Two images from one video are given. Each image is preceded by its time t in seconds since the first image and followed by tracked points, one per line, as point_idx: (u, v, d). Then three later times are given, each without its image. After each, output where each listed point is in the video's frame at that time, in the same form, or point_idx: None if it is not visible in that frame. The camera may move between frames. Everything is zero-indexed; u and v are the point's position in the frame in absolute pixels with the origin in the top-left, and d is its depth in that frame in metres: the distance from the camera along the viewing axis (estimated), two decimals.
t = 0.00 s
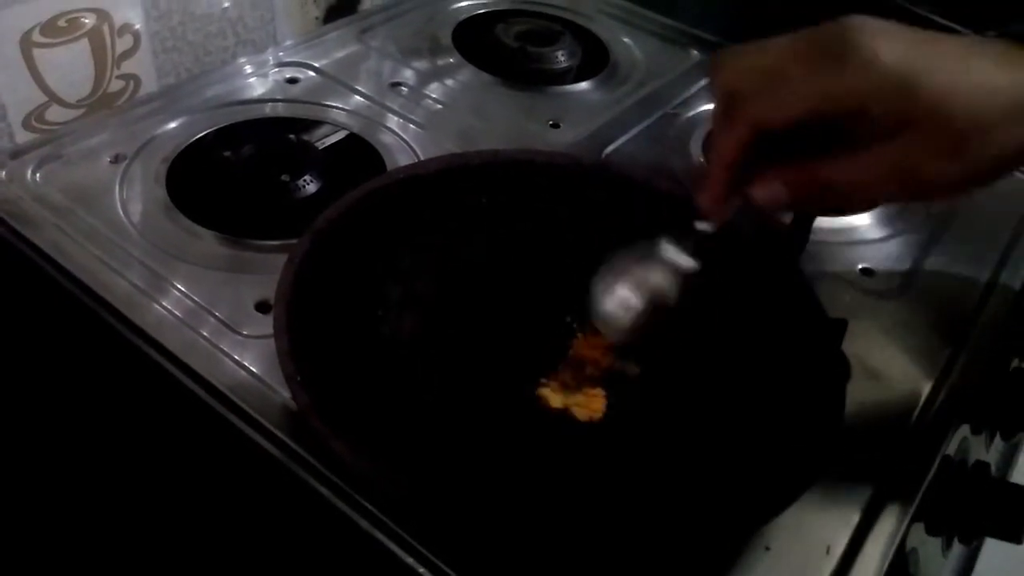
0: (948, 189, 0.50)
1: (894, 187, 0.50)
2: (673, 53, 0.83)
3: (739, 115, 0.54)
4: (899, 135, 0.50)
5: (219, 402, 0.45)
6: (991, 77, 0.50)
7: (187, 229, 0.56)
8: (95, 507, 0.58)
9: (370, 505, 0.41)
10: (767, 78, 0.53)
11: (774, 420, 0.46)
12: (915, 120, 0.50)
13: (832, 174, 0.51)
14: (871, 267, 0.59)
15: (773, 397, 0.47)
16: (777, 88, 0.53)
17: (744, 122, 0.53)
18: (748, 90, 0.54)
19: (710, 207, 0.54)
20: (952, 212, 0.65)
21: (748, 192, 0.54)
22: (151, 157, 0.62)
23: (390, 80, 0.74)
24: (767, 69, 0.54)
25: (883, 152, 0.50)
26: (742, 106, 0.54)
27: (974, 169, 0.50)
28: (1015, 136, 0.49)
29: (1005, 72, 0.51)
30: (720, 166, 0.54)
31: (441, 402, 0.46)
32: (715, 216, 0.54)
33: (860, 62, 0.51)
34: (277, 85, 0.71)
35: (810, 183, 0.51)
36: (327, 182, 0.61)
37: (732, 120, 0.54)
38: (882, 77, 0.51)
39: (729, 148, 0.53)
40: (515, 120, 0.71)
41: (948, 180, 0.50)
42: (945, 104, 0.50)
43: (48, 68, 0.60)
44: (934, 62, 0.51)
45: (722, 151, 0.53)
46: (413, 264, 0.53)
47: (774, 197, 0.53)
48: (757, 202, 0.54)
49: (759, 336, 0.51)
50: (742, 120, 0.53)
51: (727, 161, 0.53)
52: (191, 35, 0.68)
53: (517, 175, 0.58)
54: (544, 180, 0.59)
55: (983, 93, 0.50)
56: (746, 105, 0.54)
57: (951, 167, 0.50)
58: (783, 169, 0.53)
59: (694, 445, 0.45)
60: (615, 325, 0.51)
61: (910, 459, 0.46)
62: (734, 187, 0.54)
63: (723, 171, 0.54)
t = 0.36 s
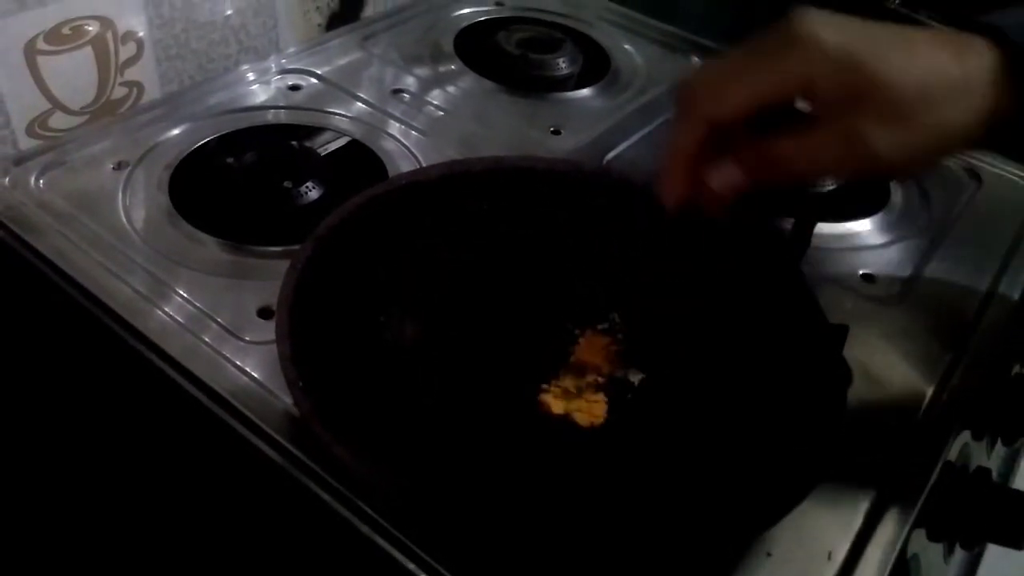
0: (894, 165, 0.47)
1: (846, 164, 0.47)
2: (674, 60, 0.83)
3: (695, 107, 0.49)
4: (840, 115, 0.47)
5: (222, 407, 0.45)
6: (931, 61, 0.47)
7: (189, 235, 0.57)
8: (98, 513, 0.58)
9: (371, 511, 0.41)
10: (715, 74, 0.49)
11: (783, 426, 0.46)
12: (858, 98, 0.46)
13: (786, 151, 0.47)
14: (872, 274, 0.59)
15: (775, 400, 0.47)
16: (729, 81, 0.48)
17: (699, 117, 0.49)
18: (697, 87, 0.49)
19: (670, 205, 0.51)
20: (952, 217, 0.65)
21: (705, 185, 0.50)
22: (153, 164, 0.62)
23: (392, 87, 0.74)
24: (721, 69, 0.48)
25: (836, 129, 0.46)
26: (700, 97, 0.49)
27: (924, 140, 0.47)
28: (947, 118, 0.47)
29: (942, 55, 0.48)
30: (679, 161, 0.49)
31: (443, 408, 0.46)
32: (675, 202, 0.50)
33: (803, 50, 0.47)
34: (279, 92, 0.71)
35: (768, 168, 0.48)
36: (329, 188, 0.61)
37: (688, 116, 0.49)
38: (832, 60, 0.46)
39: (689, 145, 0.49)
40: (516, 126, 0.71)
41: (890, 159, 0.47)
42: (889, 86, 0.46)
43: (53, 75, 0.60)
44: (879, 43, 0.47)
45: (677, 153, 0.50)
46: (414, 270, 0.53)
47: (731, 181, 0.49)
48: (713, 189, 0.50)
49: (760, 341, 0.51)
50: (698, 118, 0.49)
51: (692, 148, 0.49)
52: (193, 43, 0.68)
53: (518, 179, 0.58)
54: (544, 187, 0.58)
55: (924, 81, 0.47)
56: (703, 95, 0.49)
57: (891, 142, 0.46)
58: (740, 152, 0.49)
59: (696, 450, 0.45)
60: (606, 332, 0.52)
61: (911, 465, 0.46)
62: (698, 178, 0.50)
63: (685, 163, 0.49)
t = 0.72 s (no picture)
0: (795, 181, 0.48)
1: (748, 176, 0.47)
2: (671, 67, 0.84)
3: (598, 124, 0.50)
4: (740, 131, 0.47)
5: (219, 416, 0.45)
6: (831, 80, 0.47)
7: (186, 243, 0.57)
8: (95, 520, 0.58)
9: (367, 518, 0.41)
10: (621, 92, 0.50)
11: (782, 430, 0.46)
12: (758, 113, 0.47)
13: (694, 167, 0.47)
14: (869, 280, 0.59)
15: (773, 407, 0.47)
16: (630, 99, 0.49)
17: (602, 131, 0.50)
18: (603, 105, 0.51)
19: (587, 219, 0.51)
20: (949, 224, 0.65)
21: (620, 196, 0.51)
22: (151, 171, 0.62)
23: (390, 95, 0.74)
24: (624, 89, 0.50)
25: (734, 144, 0.47)
26: (604, 115, 0.50)
27: (822, 156, 0.47)
28: (851, 132, 0.47)
29: (845, 72, 0.48)
30: (592, 177, 0.50)
31: (443, 415, 0.46)
32: (590, 218, 0.51)
33: (695, 69, 0.48)
34: (277, 99, 0.72)
35: (673, 181, 0.48)
36: (326, 196, 0.61)
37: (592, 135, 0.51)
38: (724, 79, 0.48)
39: (597, 163, 0.50)
40: (514, 133, 0.71)
41: (789, 175, 0.47)
42: (785, 104, 0.47)
43: (50, 83, 0.60)
44: (775, 60, 0.48)
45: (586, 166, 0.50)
46: (412, 279, 0.53)
47: (642, 196, 0.49)
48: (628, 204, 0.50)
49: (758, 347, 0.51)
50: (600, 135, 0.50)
51: (603, 164, 0.50)
52: (191, 51, 0.68)
53: (518, 188, 0.58)
54: (542, 194, 0.58)
55: (823, 95, 0.47)
56: (607, 114, 0.50)
57: (788, 159, 0.47)
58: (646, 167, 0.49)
59: (695, 458, 0.45)
60: (603, 339, 0.53)
61: (909, 472, 0.46)
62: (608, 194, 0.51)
63: (597, 181, 0.50)
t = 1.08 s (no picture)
0: (860, 181, 0.47)
1: (808, 178, 0.46)
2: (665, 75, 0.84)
3: (642, 127, 0.50)
4: (799, 131, 0.46)
5: (213, 424, 0.45)
6: (891, 75, 0.47)
7: (181, 251, 0.57)
8: (88, 528, 0.58)
9: (361, 527, 0.41)
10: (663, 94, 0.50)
11: (775, 439, 0.46)
12: (819, 111, 0.46)
13: (748, 174, 0.47)
14: (862, 287, 0.60)
15: (766, 415, 0.47)
16: (674, 101, 0.49)
17: (648, 136, 0.50)
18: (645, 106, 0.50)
19: (631, 231, 0.53)
20: (942, 231, 0.65)
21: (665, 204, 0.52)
22: (146, 179, 0.63)
23: (385, 103, 0.74)
24: (669, 90, 0.49)
25: (791, 148, 0.46)
26: (645, 121, 0.50)
27: (885, 156, 0.47)
28: (911, 134, 0.48)
29: (904, 70, 0.48)
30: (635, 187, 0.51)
31: (437, 424, 0.46)
32: (636, 229, 0.52)
33: (748, 67, 0.47)
34: (272, 107, 0.72)
35: (727, 186, 0.48)
36: (321, 204, 0.61)
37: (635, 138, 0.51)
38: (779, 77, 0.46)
39: (639, 170, 0.50)
40: (508, 141, 0.71)
41: (856, 174, 0.47)
42: (845, 98, 0.46)
43: (44, 92, 0.60)
44: (831, 55, 0.47)
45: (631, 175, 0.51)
46: (405, 285, 0.53)
47: (686, 203, 0.49)
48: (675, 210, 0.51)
49: (751, 355, 0.51)
50: (645, 139, 0.50)
51: (646, 173, 0.50)
52: (186, 59, 0.68)
53: (511, 196, 0.59)
54: (536, 200, 0.59)
55: (884, 94, 0.47)
56: (650, 118, 0.50)
57: (852, 159, 0.46)
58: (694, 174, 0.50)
59: (687, 464, 0.45)
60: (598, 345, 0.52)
61: (901, 479, 0.46)
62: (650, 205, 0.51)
63: (640, 192, 0.51)
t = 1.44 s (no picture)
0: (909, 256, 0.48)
1: (863, 258, 0.47)
2: (666, 85, 0.84)
3: (690, 181, 0.50)
4: (853, 213, 0.47)
5: (219, 436, 0.46)
6: (939, 151, 0.50)
7: (186, 263, 0.57)
8: (94, 537, 0.58)
9: (366, 538, 0.41)
10: (713, 145, 0.49)
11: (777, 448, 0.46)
12: (876, 189, 0.47)
13: (803, 252, 0.46)
14: (864, 296, 0.60)
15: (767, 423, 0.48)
16: (727, 157, 0.49)
17: (699, 191, 0.50)
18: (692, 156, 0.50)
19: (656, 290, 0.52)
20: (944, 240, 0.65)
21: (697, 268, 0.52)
22: (152, 192, 0.63)
23: (388, 115, 0.75)
24: (723, 140, 0.49)
25: (849, 230, 0.47)
26: (694, 174, 0.50)
27: (929, 236, 0.48)
28: (954, 207, 0.49)
29: (951, 143, 0.50)
30: (671, 246, 0.51)
31: (440, 434, 0.46)
32: (662, 288, 0.51)
33: (809, 132, 0.48)
34: (276, 120, 0.72)
35: (778, 258, 0.47)
36: (325, 215, 0.61)
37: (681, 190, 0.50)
38: (842, 146, 0.48)
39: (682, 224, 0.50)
40: (511, 152, 0.72)
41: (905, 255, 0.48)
42: (901, 176, 0.48)
43: (51, 106, 0.61)
44: (887, 128, 0.49)
45: (666, 232, 0.51)
46: (409, 296, 0.53)
47: (724, 269, 0.48)
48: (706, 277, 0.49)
49: (753, 364, 0.51)
50: (694, 193, 0.50)
51: (687, 225, 0.50)
52: (191, 72, 0.69)
53: (513, 207, 0.59)
54: (538, 212, 0.59)
55: (934, 172, 0.49)
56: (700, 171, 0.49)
57: (902, 238, 0.47)
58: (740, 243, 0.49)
59: (690, 472, 0.45)
60: (595, 380, 0.50)
61: (903, 487, 0.47)
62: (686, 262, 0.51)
63: (678, 248, 0.51)
